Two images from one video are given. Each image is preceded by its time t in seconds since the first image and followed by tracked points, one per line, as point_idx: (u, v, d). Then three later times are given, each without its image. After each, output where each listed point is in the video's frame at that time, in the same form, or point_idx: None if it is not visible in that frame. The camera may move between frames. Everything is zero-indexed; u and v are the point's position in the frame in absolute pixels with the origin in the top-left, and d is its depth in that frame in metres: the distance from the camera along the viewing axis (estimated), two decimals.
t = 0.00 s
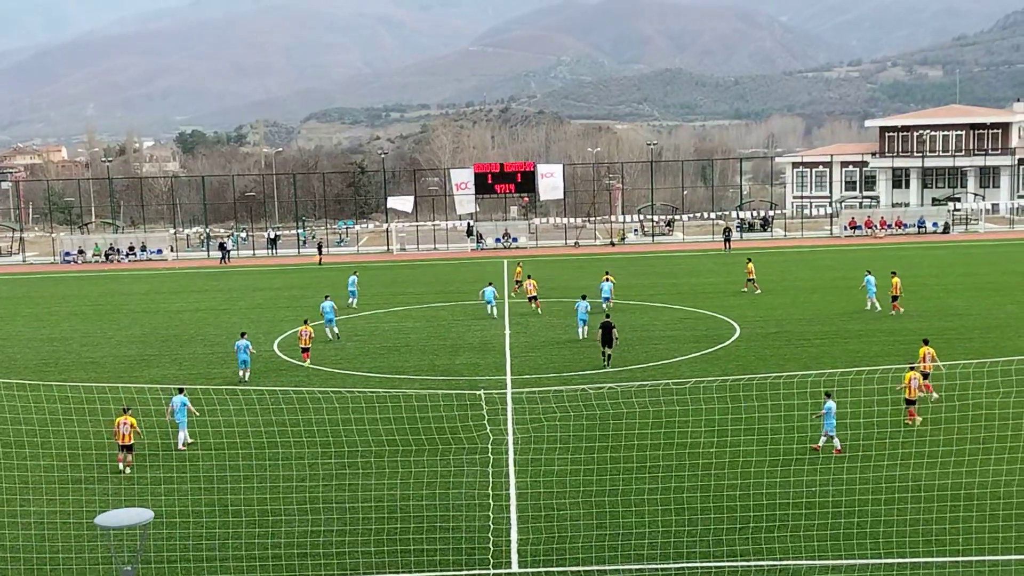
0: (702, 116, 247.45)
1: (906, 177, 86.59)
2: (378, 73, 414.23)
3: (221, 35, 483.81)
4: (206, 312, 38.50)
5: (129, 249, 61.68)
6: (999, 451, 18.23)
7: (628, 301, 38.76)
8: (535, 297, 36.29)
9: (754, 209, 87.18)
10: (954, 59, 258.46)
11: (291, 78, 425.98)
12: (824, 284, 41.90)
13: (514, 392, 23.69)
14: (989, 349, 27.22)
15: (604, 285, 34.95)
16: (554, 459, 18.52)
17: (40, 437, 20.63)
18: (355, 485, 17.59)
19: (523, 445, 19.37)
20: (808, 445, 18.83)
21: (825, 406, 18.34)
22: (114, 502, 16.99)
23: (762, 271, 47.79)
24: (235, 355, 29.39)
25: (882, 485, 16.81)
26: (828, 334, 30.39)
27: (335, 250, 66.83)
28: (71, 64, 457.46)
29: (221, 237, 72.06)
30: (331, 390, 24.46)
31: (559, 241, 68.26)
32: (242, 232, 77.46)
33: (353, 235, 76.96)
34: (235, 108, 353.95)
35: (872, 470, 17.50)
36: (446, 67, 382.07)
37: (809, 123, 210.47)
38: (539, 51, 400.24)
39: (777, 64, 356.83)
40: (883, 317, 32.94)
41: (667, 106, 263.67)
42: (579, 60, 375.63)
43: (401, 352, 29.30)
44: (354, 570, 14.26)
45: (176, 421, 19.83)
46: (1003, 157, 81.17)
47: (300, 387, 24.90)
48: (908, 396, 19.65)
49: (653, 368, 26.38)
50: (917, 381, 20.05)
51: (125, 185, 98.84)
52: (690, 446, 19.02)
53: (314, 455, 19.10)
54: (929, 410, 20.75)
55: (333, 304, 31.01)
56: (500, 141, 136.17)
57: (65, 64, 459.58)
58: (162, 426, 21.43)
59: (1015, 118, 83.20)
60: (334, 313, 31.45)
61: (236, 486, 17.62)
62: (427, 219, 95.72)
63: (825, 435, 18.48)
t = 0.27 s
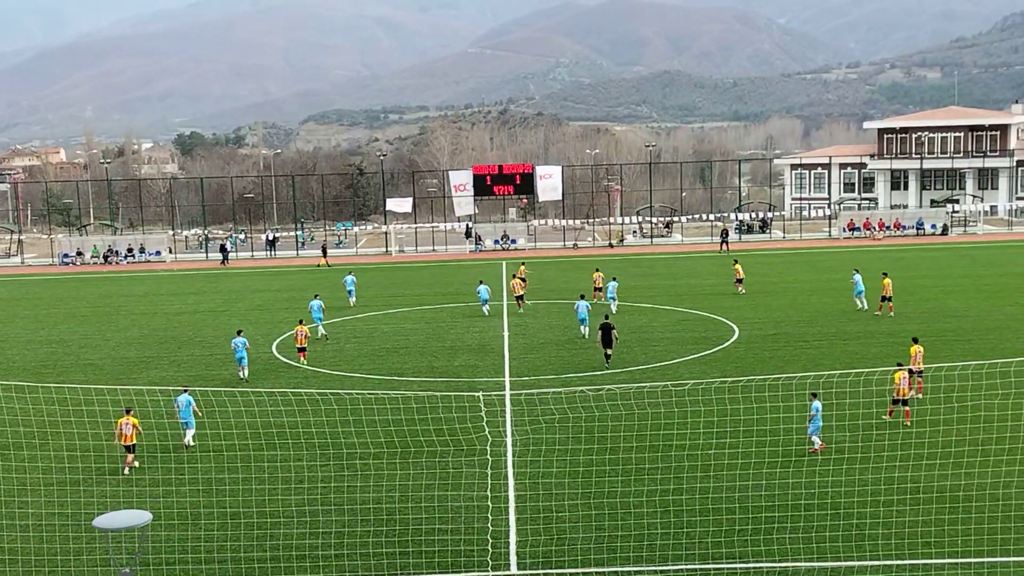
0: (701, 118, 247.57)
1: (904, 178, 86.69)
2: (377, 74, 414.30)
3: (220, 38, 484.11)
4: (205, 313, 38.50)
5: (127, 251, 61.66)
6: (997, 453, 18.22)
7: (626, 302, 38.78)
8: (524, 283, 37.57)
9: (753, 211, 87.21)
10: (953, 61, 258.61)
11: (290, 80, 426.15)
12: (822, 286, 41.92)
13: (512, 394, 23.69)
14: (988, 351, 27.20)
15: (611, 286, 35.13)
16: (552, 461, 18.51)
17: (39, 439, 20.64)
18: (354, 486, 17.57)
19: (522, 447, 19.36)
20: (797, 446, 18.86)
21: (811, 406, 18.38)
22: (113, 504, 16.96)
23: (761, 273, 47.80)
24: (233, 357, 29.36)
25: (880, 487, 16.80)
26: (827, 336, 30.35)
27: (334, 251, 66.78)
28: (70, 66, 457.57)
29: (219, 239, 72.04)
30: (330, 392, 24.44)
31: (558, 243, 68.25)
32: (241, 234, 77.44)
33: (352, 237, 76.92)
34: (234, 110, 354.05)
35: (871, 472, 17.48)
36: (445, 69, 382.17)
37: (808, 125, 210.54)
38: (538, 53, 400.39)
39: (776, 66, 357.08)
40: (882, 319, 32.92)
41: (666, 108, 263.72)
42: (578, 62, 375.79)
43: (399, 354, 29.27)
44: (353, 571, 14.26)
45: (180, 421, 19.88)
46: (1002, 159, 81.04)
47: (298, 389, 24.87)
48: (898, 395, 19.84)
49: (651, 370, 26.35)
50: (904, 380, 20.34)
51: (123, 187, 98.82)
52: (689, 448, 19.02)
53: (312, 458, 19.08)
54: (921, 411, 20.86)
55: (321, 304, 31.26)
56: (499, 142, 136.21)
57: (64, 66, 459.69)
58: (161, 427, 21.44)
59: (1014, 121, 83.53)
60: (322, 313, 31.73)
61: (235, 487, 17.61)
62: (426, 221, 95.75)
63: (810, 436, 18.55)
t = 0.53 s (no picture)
0: (700, 119, 247.67)
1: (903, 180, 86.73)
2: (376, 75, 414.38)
3: (219, 39, 484.32)
4: (204, 314, 38.50)
5: (126, 253, 61.66)
6: (997, 454, 18.24)
7: (625, 304, 38.78)
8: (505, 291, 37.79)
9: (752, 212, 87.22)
10: (952, 62, 258.78)
11: (289, 81, 426.31)
12: (821, 288, 41.95)
13: (511, 395, 23.69)
14: (988, 353, 27.20)
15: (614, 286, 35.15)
16: (552, 462, 18.51)
17: (38, 440, 20.62)
18: (354, 487, 17.58)
19: (522, 448, 19.35)
20: (785, 447, 18.91)
21: (798, 407, 18.43)
22: (112, 506, 16.95)
23: (760, 274, 47.82)
24: (233, 358, 29.36)
25: (879, 489, 16.81)
26: (826, 337, 30.36)
27: (333, 252, 66.77)
28: (69, 67, 457.75)
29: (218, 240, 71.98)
30: (329, 393, 24.45)
31: (557, 244, 68.28)
32: (240, 235, 77.43)
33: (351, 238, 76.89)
34: (233, 111, 354.16)
35: (871, 474, 17.47)
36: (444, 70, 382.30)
37: (807, 127, 210.63)
38: (537, 54, 400.54)
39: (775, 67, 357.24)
40: (882, 320, 32.91)
41: (665, 109, 263.89)
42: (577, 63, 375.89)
43: (398, 355, 29.27)
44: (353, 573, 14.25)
45: (184, 420, 20.00)
46: (1001, 160, 81.78)
47: (298, 391, 24.87)
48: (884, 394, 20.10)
49: (651, 372, 26.34)
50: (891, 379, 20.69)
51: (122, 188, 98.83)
52: (689, 449, 19.01)
53: (312, 459, 19.08)
54: (914, 410, 21.01)
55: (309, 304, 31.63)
56: (498, 143, 136.28)
57: (63, 67, 459.85)
58: (160, 429, 21.43)
59: (1013, 122, 83.59)
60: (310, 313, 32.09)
61: (234, 489, 17.60)
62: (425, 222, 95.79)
63: (796, 437, 18.61)
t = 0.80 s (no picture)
0: (700, 120, 247.73)
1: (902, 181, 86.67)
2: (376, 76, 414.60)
3: (219, 40, 484.75)
4: (203, 316, 38.48)
5: (125, 254, 61.65)
6: (996, 455, 18.24)
7: (624, 305, 38.76)
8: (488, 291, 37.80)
9: (751, 213, 87.22)
10: (952, 63, 258.84)
11: (289, 82, 426.70)
12: (820, 289, 41.93)
13: (510, 397, 23.68)
14: (987, 354, 27.20)
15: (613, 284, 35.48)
16: (551, 463, 18.49)
17: (36, 442, 20.60)
18: (353, 489, 17.57)
19: (521, 450, 19.34)
20: (774, 448, 18.98)
21: (786, 408, 18.46)
22: (111, 508, 16.92)
23: (760, 275, 47.80)
24: (232, 360, 29.36)
25: (878, 490, 16.81)
26: (825, 338, 30.37)
27: (332, 254, 66.76)
28: (68, 68, 457.61)
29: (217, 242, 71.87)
30: (328, 395, 24.42)
31: (557, 245, 68.27)
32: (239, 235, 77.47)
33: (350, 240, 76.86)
34: (232, 112, 354.45)
35: (870, 475, 17.47)
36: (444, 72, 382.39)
37: (806, 128, 210.73)
38: (536, 55, 400.67)
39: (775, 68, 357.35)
40: (881, 322, 32.90)
41: (665, 111, 264.10)
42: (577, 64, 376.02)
43: (397, 357, 29.26)
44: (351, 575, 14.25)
45: (189, 418, 20.14)
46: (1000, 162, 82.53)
47: (297, 392, 24.84)
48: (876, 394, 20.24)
49: (651, 373, 26.34)
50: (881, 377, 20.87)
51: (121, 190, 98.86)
52: (688, 451, 19.01)
53: (311, 461, 19.07)
54: (909, 411, 21.12)
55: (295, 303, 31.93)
56: (498, 144, 136.37)
57: (63, 68, 459.79)
58: (159, 431, 21.40)
59: (1012, 123, 83.62)
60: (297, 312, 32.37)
61: (233, 491, 17.59)
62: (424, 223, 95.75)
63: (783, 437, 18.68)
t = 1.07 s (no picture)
0: (700, 121, 247.73)
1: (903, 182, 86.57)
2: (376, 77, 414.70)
3: (220, 42, 485.15)
4: (204, 317, 38.47)
5: (125, 255, 61.67)
6: (996, 456, 18.23)
7: (623, 306, 38.73)
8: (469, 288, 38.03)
9: (752, 214, 87.17)
10: (952, 64, 258.79)
11: (289, 83, 426.99)
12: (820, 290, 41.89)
13: (511, 398, 23.66)
14: (988, 355, 27.18)
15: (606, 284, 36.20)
16: (552, 465, 18.47)
17: (36, 442, 20.63)
18: (354, 490, 17.58)
19: (521, 451, 19.33)
20: (761, 447, 19.10)
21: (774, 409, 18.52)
22: (111, 508, 16.94)
23: (760, 276, 47.75)
24: (232, 361, 29.36)
25: (878, 491, 16.80)
26: (825, 339, 30.34)
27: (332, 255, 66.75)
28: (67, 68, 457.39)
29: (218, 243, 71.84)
30: (328, 395, 24.42)
31: (557, 246, 68.25)
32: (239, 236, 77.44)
33: (350, 241, 76.84)
34: (233, 113, 354.67)
35: (871, 476, 17.45)
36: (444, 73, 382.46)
37: (806, 129, 210.65)
38: (536, 56, 400.62)
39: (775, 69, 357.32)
40: (882, 323, 32.85)
41: (665, 112, 264.16)
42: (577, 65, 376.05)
43: (397, 358, 29.25)
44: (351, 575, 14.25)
45: (189, 416, 20.30)
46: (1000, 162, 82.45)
47: (297, 393, 24.83)
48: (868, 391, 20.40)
49: (651, 374, 26.31)
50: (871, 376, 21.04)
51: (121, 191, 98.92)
52: (688, 451, 19.00)
53: (312, 461, 19.06)
54: (907, 411, 21.14)
55: (283, 301, 32.38)
56: (498, 145, 136.38)
57: (62, 69, 459.71)
58: (159, 431, 21.41)
59: (1013, 124, 83.67)
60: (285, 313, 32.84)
61: (234, 491, 17.60)
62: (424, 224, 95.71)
63: (774, 437, 18.75)
